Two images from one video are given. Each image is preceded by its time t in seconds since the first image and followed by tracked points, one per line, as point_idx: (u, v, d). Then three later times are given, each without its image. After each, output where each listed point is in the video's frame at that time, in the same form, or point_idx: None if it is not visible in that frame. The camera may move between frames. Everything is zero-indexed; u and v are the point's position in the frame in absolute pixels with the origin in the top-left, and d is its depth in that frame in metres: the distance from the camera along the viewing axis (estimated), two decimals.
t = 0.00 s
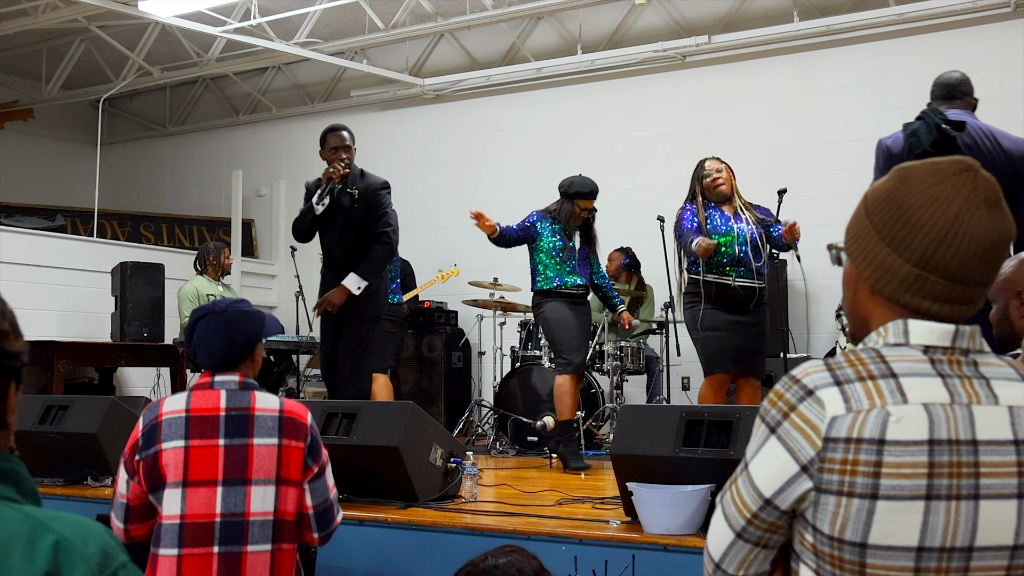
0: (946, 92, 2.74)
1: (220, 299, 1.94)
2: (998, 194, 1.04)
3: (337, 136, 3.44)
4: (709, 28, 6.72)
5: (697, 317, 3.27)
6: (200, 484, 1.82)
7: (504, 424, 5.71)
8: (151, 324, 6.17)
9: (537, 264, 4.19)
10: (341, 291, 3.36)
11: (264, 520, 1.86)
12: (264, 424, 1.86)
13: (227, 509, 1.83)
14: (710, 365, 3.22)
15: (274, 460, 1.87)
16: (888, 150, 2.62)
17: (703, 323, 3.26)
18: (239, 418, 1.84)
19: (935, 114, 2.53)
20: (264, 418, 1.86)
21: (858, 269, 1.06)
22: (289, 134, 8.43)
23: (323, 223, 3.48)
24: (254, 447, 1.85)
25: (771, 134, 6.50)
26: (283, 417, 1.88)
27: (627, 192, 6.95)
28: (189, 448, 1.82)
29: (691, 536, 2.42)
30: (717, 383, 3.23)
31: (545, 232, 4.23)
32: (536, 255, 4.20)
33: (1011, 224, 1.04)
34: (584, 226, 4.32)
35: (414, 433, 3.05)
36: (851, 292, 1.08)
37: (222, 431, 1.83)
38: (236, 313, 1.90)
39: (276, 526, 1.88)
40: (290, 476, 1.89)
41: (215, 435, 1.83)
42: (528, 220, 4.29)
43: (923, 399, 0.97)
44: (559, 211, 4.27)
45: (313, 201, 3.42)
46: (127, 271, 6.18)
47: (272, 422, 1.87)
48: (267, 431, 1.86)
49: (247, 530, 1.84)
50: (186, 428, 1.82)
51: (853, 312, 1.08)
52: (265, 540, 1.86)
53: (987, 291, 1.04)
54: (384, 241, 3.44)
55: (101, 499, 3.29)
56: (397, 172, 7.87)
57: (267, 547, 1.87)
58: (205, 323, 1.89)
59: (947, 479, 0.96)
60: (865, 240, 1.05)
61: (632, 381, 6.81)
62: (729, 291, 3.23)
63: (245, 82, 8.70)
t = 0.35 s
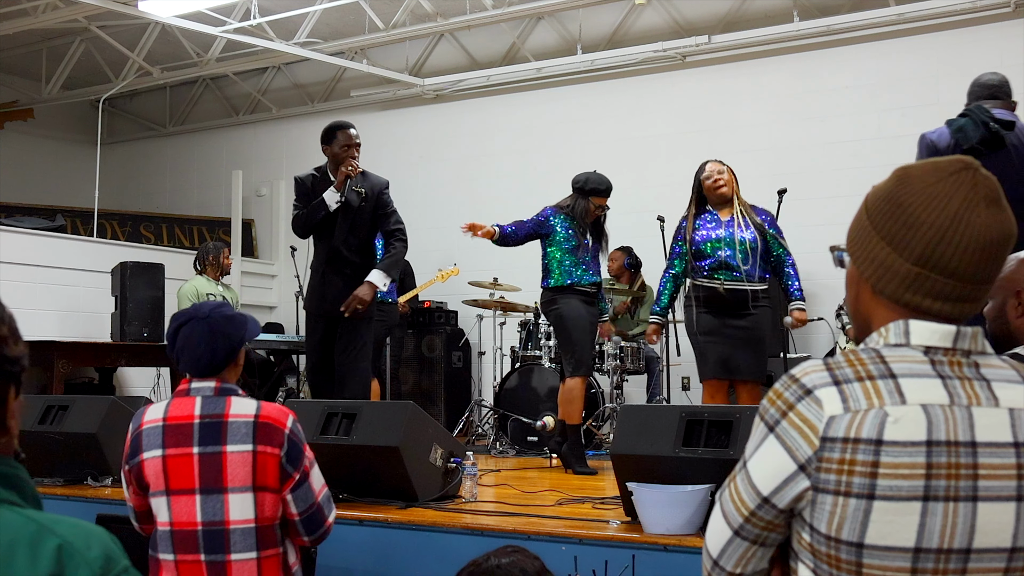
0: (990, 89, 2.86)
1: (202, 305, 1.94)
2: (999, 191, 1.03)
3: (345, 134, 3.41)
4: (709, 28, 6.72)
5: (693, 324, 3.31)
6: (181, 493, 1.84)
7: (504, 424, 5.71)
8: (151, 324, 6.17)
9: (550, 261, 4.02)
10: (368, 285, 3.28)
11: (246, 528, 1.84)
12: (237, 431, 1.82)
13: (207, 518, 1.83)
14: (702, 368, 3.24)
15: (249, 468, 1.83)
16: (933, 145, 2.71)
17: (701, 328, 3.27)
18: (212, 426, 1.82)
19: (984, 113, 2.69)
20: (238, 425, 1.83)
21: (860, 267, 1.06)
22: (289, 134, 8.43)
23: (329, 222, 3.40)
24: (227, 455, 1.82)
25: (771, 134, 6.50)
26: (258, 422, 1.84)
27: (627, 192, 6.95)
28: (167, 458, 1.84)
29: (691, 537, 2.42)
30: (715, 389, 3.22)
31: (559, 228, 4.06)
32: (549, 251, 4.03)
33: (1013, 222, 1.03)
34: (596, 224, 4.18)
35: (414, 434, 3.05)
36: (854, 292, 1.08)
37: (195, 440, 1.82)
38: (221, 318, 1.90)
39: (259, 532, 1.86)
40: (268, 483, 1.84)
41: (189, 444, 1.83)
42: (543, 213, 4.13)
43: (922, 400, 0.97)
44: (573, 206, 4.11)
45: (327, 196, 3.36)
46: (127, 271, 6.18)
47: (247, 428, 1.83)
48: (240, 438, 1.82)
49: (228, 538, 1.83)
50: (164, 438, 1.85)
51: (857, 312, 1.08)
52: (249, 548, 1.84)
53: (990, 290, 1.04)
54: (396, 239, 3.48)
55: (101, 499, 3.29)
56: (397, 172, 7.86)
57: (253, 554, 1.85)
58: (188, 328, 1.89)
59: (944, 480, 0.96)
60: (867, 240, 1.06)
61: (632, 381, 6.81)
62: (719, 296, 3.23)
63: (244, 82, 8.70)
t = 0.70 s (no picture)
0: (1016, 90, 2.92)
1: (188, 295, 1.94)
2: (1004, 197, 1.03)
3: (335, 134, 3.42)
4: (709, 28, 6.71)
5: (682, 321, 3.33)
6: (166, 478, 1.85)
7: (504, 424, 5.71)
8: (150, 324, 6.17)
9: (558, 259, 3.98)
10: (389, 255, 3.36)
11: (227, 513, 1.83)
12: (227, 416, 1.83)
13: (188, 503, 1.82)
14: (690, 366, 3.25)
15: (236, 453, 1.82)
16: (965, 138, 2.83)
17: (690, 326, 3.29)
18: (202, 412, 1.84)
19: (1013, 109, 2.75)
20: (228, 410, 1.83)
21: (862, 265, 1.06)
22: (289, 134, 8.42)
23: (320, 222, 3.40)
24: (215, 440, 1.82)
25: (772, 135, 6.50)
26: (248, 408, 1.84)
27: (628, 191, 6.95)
28: (155, 443, 1.86)
29: (691, 537, 2.42)
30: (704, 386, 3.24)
31: (570, 225, 3.99)
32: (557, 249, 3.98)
33: (1015, 228, 1.03)
34: (603, 222, 4.12)
35: (413, 432, 3.05)
36: (854, 291, 1.08)
37: (185, 425, 1.84)
38: (203, 309, 1.90)
39: (240, 517, 1.85)
40: (253, 469, 1.84)
41: (178, 429, 1.84)
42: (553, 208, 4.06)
43: (916, 396, 0.97)
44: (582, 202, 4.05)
45: (319, 197, 3.34)
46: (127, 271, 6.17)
47: (236, 414, 1.83)
48: (229, 424, 1.83)
49: (208, 523, 1.81)
50: (153, 423, 1.86)
51: (856, 310, 1.08)
52: (229, 531, 1.83)
53: (988, 298, 1.04)
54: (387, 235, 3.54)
55: (101, 498, 3.29)
56: (398, 172, 7.87)
57: (232, 538, 1.83)
58: (173, 322, 1.90)
59: (938, 476, 0.96)
60: (869, 240, 1.05)
61: (632, 381, 6.81)
62: (701, 294, 3.26)
63: (244, 82, 8.70)
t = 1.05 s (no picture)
0: (1016, 91, 2.91)
1: (203, 301, 1.94)
2: (993, 195, 1.03)
3: (323, 135, 3.43)
4: (709, 28, 6.71)
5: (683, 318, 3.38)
6: (171, 493, 1.84)
7: (504, 424, 5.71)
8: (150, 324, 6.17)
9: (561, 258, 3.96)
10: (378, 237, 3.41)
11: (234, 527, 1.85)
12: (235, 433, 1.83)
13: (195, 517, 1.83)
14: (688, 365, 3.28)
15: (245, 468, 1.84)
16: (961, 140, 2.85)
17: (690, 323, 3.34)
18: (210, 427, 1.83)
19: (1012, 109, 2.74)
20: (236, 427, 1.84)
21: (855, 266, 1.05)
22: (289, 134, 8.42)
23: (308, 221, 3.41)
24: (224, 457, 1.83)
25: (771, 134, 6.50)
26: (256, 424, 1.85)
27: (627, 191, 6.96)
28: (160, 457, 1.85)
29: (691, 537, 2.42)
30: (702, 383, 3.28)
31: (576, 224, 3.97)
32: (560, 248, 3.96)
33: (1007, 225, 1.03)
34: (609, 222, 4.07)
35: (414, 433, 3.05)
36: (849, 292, 1.08)
37: (191, 441, 1.83)
38: (223, 315, 1.90)
39: (247, 530, 1.87)
40: (261, 483, 1.86)
41: (185, 445, 1.83)
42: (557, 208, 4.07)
43: (914, 397, 0.97)
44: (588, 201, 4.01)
45: (310, 193, 3.35)
46: (127, 271, 6.16)
47: (244, 430, 1.84)
48: (237, 440, 1.83)
49: (215, 538, 1.83)
50: (158, 437, 1.85)
51: (851, 312, 1.08)
52: (236, 545, 1.85)
53: (984, 293, 1.04)
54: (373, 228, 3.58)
55: (101, 498, 3.29)
56: (398, 171, 7.87)
57: (238, 552, 1.85)
58: (189, 327, 1.88)
59: (937, 476, 0.96)
60: (862, 240, 1.05)
61: (632, 382, 6.81)
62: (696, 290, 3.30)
63: (244, 82, 8.70)
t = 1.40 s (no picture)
0: (1016, 92, 2.91)
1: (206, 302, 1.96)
2: (992, 198, 1.03)
3: (311, 135, 3.42)
4: (709, 28, 6.71)
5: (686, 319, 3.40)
6: (180, 498, 1.84)
7: (504, 424, 5.72)
8: (150, 324, 6.17)
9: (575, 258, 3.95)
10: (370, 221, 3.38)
11: (244, 529, 1.89)
12: (248, 435, 1.88)
13: (207, 522, 1.85)
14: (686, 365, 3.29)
15: (257, 471, 1.89)
16: (959, 140, 2.82)
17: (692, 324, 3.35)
18: (222, 431, 1.85)
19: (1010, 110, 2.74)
20: (248, 429, 1.88)
21: (852, 266, 1.05)
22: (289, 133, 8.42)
23: (297, 220, 3.40)
24: (238, 460, 1.86)
25: (771, 135, 6.50)
26: (266, 426, 1.90)
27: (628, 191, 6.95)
28: (169, 464, 1.83)
29: (691, 537, 2.42)
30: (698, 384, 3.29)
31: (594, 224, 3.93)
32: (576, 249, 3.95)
33: (1005, 229, 1.03)
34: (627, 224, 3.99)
35: (414, 433, 3.05)
36: (845, 291, 1.07)
37: (204, 445, 1.84)
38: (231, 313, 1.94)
39: (254, 531, 1.92)
40: (270, 485, 1.91)
41: (196, 450, 1.83)
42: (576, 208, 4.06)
43: (912, 394, 0.96)
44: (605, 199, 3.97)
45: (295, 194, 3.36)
46: (127, 271, 6.14)
47: (256, 432, 1.89)
48: (250, 442, 1.88)
49: (228, 541, 1.87)
50: (165, 443, 1.83)
51: (849, 311, 1.08)
52: (245, 547, 1.90)
53: (981, 295, 1.04)
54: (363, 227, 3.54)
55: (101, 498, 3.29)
56: (398, 171, 7.87)
57: (247, 553, 1.91)
58: (201, 324, 1.89)
59: (935, 472, 0.96)
60: (860, 239, 1.05)
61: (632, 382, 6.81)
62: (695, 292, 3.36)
63: (244, 82, 8.70)
